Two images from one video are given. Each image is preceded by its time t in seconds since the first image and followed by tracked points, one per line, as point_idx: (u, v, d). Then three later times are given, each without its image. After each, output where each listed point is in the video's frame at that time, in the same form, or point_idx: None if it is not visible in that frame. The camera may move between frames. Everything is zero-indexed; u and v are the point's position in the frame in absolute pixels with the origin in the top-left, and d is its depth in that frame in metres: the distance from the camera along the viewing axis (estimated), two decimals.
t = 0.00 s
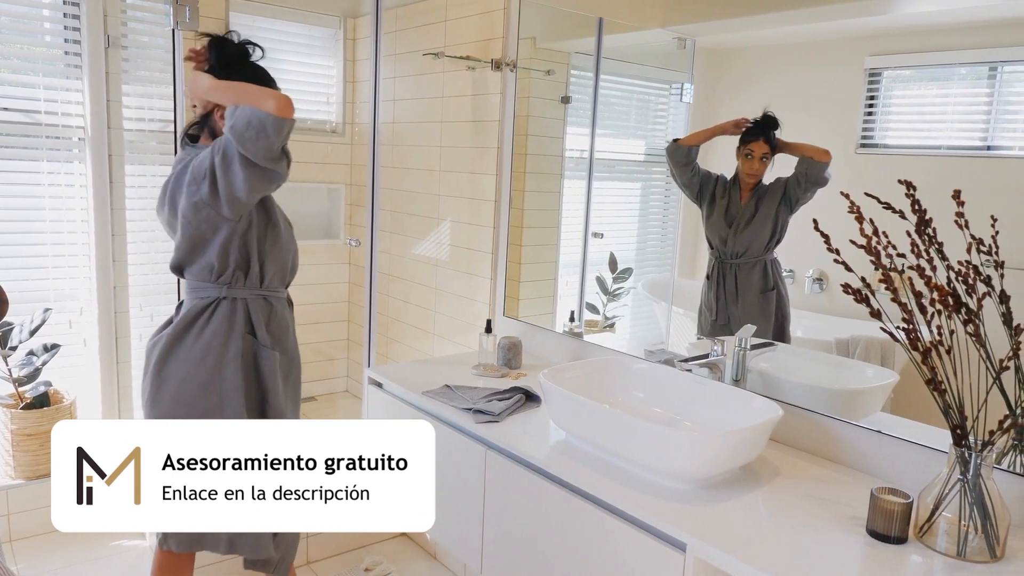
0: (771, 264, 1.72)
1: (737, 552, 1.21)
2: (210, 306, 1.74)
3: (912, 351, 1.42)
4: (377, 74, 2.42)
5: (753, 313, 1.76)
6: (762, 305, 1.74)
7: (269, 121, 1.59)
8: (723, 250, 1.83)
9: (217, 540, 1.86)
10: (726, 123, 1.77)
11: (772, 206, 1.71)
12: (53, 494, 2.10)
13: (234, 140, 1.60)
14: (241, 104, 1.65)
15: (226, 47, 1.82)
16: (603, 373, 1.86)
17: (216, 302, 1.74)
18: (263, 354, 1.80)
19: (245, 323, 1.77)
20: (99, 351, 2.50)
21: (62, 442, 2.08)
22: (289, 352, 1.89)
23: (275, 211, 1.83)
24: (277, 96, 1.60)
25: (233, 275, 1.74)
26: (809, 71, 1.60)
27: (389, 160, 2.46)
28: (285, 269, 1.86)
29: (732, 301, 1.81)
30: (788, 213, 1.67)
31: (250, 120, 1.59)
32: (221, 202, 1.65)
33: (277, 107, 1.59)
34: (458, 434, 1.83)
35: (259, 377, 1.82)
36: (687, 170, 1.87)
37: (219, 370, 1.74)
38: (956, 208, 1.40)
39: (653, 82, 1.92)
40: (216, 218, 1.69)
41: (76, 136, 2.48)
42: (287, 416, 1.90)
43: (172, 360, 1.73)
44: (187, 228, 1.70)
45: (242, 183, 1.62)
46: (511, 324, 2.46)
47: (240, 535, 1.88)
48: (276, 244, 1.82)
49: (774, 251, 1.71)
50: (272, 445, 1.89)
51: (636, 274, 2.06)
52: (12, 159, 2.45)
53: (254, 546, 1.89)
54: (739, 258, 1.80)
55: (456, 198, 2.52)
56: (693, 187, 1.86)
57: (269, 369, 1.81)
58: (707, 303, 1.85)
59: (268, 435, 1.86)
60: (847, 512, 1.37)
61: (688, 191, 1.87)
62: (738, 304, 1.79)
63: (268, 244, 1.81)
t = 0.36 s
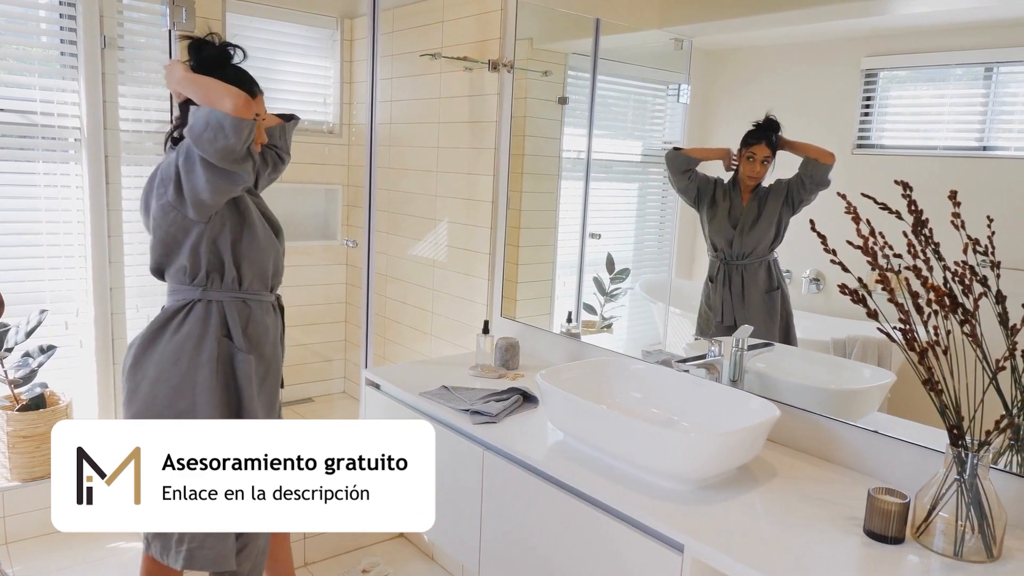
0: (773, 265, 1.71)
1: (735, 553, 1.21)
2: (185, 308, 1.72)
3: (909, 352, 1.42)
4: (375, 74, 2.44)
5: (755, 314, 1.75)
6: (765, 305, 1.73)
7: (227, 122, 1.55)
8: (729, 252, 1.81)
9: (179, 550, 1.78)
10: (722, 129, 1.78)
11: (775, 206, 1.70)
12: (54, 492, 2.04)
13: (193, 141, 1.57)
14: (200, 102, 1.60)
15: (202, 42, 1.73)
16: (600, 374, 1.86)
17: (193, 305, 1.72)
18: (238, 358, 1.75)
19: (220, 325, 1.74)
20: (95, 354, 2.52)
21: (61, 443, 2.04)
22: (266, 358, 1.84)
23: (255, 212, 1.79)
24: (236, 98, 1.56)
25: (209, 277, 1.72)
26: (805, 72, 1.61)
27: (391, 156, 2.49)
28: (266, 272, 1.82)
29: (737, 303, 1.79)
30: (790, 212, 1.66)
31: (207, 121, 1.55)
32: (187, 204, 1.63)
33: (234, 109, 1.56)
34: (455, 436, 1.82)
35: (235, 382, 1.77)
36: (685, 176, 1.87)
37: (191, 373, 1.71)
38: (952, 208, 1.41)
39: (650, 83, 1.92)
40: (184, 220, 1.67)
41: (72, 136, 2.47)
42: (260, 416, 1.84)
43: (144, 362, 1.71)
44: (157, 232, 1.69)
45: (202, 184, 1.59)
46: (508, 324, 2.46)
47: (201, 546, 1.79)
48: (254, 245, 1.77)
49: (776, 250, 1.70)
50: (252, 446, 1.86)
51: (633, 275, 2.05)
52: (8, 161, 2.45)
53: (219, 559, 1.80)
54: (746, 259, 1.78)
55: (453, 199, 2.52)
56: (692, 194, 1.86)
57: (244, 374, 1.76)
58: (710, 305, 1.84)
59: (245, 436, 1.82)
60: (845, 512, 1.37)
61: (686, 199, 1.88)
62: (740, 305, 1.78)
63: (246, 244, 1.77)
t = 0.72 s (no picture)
0: (773, 265, 1.71)
1: (732, 553, 1.21)
2: (169, 309, 1.72)
3: (905, 352, 1.43)
4: (372, 74, 2.45)
5: (757, 313, 1.74)
6: (767, 306, 1.72)
7: (184, 118, 1.54)
8: (733, 251, 1.80)
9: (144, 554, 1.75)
10: (722, 129, 1.77)
11: (777, 206, 1.69)
12: (54, 493, 2.04)
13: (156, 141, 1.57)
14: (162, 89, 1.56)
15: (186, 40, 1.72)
16: (598, 375, 1.86)
17: (177, 305, 1.72)
18: (222, 360, 1.74)
19: (203, 327, 1.73)
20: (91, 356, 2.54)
21: (61, 442, 2.03)
22: (248, 360, 1.82)
23: (239, 212, 1.78)
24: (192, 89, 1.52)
25: (192, 277, 1.72)
26: (802, 73, 1.61)
27: (387, 158, 2.49)
28: (252, 273, 1.80)
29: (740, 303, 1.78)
30: (792, 212, 1.65)
31: (167, 120, 1.54)
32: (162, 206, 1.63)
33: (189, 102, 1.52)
34: (452, 437, 1.82)
35: (218, 384, 1.75)
36: (686, 175, 1.86)
37: (172, 375, 1.69)
38: (948, 209, 1.41)
39: (647, 84, 1.92)
40: (162, 222, 1.67)
41: (68, 137, 2.47)
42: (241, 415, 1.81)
43: (127, 364, 1.71)
44: (139, 235, 1.70)
45: (169, 183, 1.58)
46: (505, 325, 2.46)
47: (163, 554, 1.75)
48: (238, 246, 1.76)
49: (776, 250, 1.70)
50: (237, 448, 1.84)
51: (630, 275, 2.05)
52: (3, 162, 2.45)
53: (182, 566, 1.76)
54: (749, 259, 1.77)
55: (450, 200, 2.51)
56: (694, 194, 1.85)
57: (227, 377, 1.74)
58: (711, 305, 1.83)
59: (227, 435, 1.80)
60: (842, 513, 1.37)
61: (688, 199, 1.87)
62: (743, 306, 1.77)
63: (232, 245, 1.75)
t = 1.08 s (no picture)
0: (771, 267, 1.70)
1: (729, 554, 1.21)
2: (157, 312, 1.72)
3: (901, 353, 1.43)
4: (369, 75, 2.46)
5: (757, 316, 1.74)
6: (765, 309, 1.72)
7: (168, 128, 1.50)
8: (733, 253, 1.80)
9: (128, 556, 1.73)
10: (725, 128, 1.76)
11: (777, 209, 1.68)
12: (54, 492, 2.05)
13: (140, 153, 1.53)
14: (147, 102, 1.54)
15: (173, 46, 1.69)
16: (595, 376, 1.86)
17: (166, 308, 1.72)
18: (209, 364, 1.74)
19: (191, 331, 1.72)
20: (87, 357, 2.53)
21: (60, 441, 2.02)
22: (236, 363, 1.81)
23: (230, 217, 1.76)
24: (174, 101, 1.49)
25: (180, 280, 1.72)
26: (798, 75, 1.61)
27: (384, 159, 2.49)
28: (243, 278, 1.79)
29: (740, 305, 1.78)
30: (793, 216, 1.64)
31: (150, 131, 1.50)
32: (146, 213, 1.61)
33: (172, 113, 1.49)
34: (449, 439, 1.82)
35: (205, 388, 1.75)
36: (688, 173, 1.85)
37: (155, 378, 1.69)
38: (945, 209, 1.41)
39: (645, 85, 1.92)
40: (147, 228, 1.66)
41: (64, 138, 2.47)
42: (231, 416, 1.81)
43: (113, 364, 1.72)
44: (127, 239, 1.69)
45: (154, 195, 1.55)
46: (502, 326, 2.45)
47: (147, 557, 1.73)
48: (228, 251, 1.75)
49: (775, 252, 1.69)
50: (235, 447, 1.86)
51: (628, 277, 2.05)
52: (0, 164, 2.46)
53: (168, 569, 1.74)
54: (749, 261, 1.76)
55: (447, 201, 2.51)
56: (696, 193, 1.84)
57: (215, 382, 1.74)
58: (711, 306, 1.83)
59: (215, 436, 1.79)
60: (839, 513, 1.37)
61: (689, 197, 1.86)
62: (742, 307, 1.77)
63: (222, 249, 1.74)
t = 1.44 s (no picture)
0: (770, 268, 1.70)
1: (725, 554, 1.21)
2: (157, 313, 1.73)
3: (897, 353, 1.43)
4: (366, 76, 2.46)
5: (756, 316, 1.74)
6: (764, 309, 1.72)
7: (181, 132, 1.51)
8: (733, 253, 1.79)
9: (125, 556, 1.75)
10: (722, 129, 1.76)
11: (778, 209, 1.67)
12: (54, 492, 2.01)
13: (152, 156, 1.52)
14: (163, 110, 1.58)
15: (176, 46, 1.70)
16: (591, 377, 1.86)
17: (165, 309, 1.73)
18: (208, 365, 1.74)
19: (191, 333, 1.72)
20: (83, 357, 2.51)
21: (61, 442, 1.98)
22: (237, 365, 1.81)
23: (228, 218, 1.76)
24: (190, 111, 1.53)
25: (179, 281, 1.72)
26: (795, 76, 1.61)
27: (381, 160, 2.49)
28: (242, 279, 1.79)
29: (740, 306, 1.77)
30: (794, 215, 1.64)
31: (163, 134, 1.50)
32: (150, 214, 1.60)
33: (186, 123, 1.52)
34: (446, 439, 1.82)
35: (204, 388, 1.75)
36: (687, 174, 1.85)
37: (156, 381, 1.69)
38: (940, 210, 1.41)
39: (642, 86, 1.92)
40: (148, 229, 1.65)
41: (59, 138, 2.48)
42: (230, 416, 1.81)
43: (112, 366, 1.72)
44: (127, 237, 1.68)
45: (164, 198, 1.55)
46: (499, 327, 2.46)
47: (143, 559, 1.74)
48: (228, 252, 1.75)
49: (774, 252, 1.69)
50: (235, 447, 1.86)
51: (625, 278, 2.06)
52: None
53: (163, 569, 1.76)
54: (745, 262, 1.77)
55: (444, 202, 2.52)
56: (695, 194, 1.84)
57: (214, 382, 1.74)
58: (709, 307, 1.83)
59: (214, 436, 1.79)
60: (835, 513, 1.37)
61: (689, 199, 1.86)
62: (740, 308, 1.77)
63: (221, 251, 1.74)
